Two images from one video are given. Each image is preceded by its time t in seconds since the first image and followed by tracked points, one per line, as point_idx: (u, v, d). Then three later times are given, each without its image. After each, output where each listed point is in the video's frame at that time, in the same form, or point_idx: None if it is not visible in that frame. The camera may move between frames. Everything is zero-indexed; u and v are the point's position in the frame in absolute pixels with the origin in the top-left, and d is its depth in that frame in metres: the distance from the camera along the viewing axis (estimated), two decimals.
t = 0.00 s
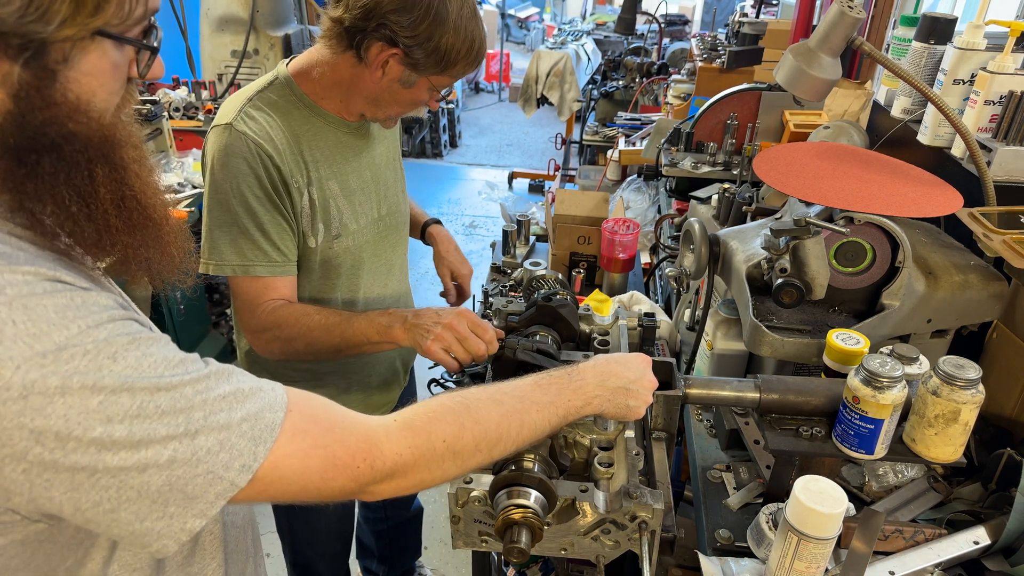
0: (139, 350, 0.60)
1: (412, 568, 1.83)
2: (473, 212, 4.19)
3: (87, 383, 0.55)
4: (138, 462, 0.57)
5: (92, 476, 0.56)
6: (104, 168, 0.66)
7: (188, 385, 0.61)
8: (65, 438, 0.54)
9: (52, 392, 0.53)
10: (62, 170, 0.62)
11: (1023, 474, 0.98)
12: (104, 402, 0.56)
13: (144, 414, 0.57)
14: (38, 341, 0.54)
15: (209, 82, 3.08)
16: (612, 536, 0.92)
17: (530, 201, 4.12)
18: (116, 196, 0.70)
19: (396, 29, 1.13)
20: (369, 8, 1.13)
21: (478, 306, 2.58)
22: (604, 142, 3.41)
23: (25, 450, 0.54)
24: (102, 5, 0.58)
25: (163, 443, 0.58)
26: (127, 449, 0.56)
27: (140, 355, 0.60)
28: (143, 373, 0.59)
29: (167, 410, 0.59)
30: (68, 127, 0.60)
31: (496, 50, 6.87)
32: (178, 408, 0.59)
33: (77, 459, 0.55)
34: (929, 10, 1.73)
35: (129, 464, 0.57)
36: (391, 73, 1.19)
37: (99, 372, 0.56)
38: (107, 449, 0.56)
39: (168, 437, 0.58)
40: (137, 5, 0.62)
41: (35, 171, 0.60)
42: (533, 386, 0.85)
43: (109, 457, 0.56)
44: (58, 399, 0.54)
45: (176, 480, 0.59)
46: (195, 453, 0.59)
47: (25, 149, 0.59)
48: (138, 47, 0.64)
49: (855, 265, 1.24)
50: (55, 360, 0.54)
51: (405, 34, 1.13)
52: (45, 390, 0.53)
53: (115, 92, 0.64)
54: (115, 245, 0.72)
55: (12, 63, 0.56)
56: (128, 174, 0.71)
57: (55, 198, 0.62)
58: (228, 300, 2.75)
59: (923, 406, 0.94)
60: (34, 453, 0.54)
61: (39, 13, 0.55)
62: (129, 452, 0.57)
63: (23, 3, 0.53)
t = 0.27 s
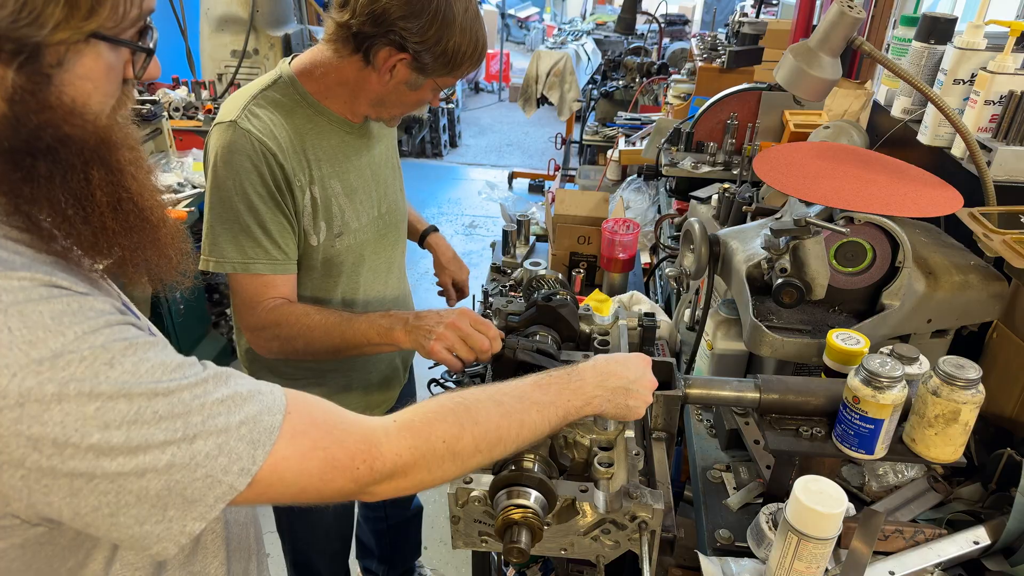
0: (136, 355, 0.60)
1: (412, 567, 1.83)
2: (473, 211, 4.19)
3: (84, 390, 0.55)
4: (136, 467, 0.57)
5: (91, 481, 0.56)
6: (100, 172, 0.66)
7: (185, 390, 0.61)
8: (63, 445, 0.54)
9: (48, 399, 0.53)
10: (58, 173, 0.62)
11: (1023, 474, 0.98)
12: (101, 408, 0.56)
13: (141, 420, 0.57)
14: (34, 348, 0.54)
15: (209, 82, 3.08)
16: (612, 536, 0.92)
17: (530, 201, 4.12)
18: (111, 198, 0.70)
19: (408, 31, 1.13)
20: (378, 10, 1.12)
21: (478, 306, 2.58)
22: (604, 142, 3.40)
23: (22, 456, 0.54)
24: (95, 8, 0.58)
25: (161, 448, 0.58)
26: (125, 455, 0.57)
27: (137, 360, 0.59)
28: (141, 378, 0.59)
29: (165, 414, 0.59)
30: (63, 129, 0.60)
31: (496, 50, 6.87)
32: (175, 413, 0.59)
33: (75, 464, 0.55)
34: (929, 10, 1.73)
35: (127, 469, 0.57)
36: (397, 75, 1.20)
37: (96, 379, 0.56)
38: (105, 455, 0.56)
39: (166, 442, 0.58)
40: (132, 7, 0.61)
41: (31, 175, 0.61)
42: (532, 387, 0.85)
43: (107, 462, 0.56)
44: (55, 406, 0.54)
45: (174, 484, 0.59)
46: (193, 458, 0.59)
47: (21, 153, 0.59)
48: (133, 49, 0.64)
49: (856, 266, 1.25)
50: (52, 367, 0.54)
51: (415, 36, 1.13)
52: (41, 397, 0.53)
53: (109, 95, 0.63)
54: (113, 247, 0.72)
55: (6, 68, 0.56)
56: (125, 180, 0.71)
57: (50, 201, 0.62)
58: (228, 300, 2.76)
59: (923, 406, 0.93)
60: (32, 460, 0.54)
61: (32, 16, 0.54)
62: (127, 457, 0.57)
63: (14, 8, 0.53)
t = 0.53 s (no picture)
0: (137, 355, 0.60)
1: (412, 567, 1.83)
2: (473, 211, 4.19)
3: (85, 390, 0.55)
4: (137, 467, 0.57)
5: (91, 482, 0.56)
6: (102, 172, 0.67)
7: (187, 389, 0.61)
8: (64, 445, 0.54)
9: (49, 399, 0.53)
10: (62, 173, 0.62)
11: (1023, 474, 0.98)
12: (103, 408, 0.56)
13: (142, 420, 0.57)
14: (35, 349, 0.54)
15: (209, 82, 3.08)
16: (612, 536, 0.92)
17: (530, 201, 4.12)
18: (116, 197, 0.70)
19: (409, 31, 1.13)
20: (381, 10, 1.12)
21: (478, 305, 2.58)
22: (604, 142, 3.40)
23: (23, 456, 0.54)
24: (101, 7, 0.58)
25: (163, 448, 0.58)
26: (126, 455, 0.56)
27: (138, 360, 0.59)
28: (142, 378, 0.59)
29: (166, 414, 0.59)
30: (68, 128, 0.60)
31: (496, 50, 6.87)
32: (176, 413, 0.59)
33: (76, 465, 0.55)
34: (929, 10, 1.73)
35: (128, 469, 0.57)
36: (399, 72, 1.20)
37: (97, 378, 0.56)
38: (105, 455, 0.56)
39: (167, 442, 0.58)
40: (136, 6, 0.62)
41: (35, 174, 0.60)
42: (532, 386, 0.85)
43: (108, 463, 0.56)
44: (56, 406, 0.54)
45: (175, 485, 0.59)
46: (194, 458, 0.59)
47: (26, 153, 0.59)
48: (137, 48, 0.64)
49: (856, 265, 1.25)
50: (52, 368, 0.54)
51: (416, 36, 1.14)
52: (42, 398, 0.53)
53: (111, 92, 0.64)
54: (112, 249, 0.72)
55: (13, 66, 0.56)
56: (128, 176, 0.71)
57: (54, 200, 0.62)
58: (227, 300, 2.76)
59: (923, 406, 0.94)
60: (32, 460, 0.54)
61: (39, 16, 0.54)
62: (128, 457, 0.57)
63: (24, 8, 0.53)
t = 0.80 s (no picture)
0: (136, 354, 0.60)
1: (412, 567, 1.83)
2: (473, 211, 4.19)
3: (84, 389, 0.55)
4: (136, 467, 0.57)
5: (90, 482, 0.56)
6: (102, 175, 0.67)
7: (186, 389, 0.61)
8: (63, 444, 0.54)
9: (48, 398, 0.53)
10: (63, 175, 0.62)
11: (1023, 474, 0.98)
12: (102, 407, 0.56)
13: (141, 420, 0.57)
14: (34, 347, 0.54)
15: (209, 82, 3.08)
16: (612, 536, 0.92)
17: (530, 201, 4.12)
18: (114, 203, 0.71)
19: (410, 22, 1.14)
20: None
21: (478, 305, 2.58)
22: (604, 142, 3.40)
23: (22, 456, 0.54)
24: (110, 13, 0.59)
25: (161, 448, 0.58)
26: (125, 454, 0.56)
27: (137, 359, 0.59)
28: (141, 377, 0.59)
29: (165, 414, 0.59)
30: (69, 131, 0.60)
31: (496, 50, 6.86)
32: (175, 412, 0.59)
33: (75, 464, 0.55)
34: (929, 10, 1.73)
35: (127, 469, 0.57)
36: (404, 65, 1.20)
37: (96, 378, 0.56)
38: (104, 455, 0.56)
39: (166, 442, 0.58)
40: (145, 14, 0.63)
41: (36, 176, 0.60)
42: (532, 386, 0.85)
43: (107, 462, 0.56)
44: (55, 406, 0.54)
45: (174, 485, 0.59)
46: (193, 457, 0.59)
47: (28, 154, 0.59)
48: (140, 55, 0.66)
49: (855, 265, 1.25)
50: (52, 366, 0.54)
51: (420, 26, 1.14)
52: (41, 397, 0.53)
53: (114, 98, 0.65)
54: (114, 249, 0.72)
55: (20, 69, 0.57)
56: (126, 181, 0.72)
57: (54, 203, 0.62)
58: (228, 300, 2.76)
59: (923, 406, 0.94)
60: (31, 459, 0.54)
61: (50, 21, 0.56)
62: (127, 457, 0.57)
63: (35, 13, 0.54)
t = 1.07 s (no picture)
0: (138, 354, 0.60)
1: (412, 567, 1.83)
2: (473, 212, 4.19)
3: (85, 388, 0.55)
4: (137, 467, 0.57)
5: (91, 483, 0.56)
6: (102, 170, 0.67)
7: (187, 389, 0.61)
8: (64, 443, 0.54)
9: (49, 397, 0.53)
10: (64, 171, 0.62)
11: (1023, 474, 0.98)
12: (103, 407, 0.56)
13: (142, 419, 0.57)
14: (35, 345, 0.54)
15: (209, 82, 3.09)
16: (612, 536, 0.92)
17: (530, 201, 4.13)
18: (116, 198, 0.70)
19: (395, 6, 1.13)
20: None
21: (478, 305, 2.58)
22: (604, 142, 3.41)
23: (22, 456, 0.54)
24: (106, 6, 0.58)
25: (162, 447, 0.58)
26: (126, 454, 0.56)
27: (139, 359, 0.59)
28: (142, 376, 0.59)
29: (166, 413, 0.59)
30: (69, 127, 0.60)
31: (496, 50, 6.87)
32: (176, 412, 0.59)
33: (75, 464, 0.55)
34: (929, 10, 1.73)
35: (127, 469, 0.57)
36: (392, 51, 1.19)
37: (97, 377, 0.56)
38: (105, 454, 0.56)
39: (167, 441, 0.58)
40: (140, 6, 0.62)
41: (37, 173, 0.60)
42: (533, 386, 0.85)
43: (107, 462, 0.56)
44: (56, 404, 0.54)
45: (174, 485, 0.59)
46: (193, 457, 0.59)
47: (29, 151, 0.59)
48: (139, 48, 0.65)
49: (855, 265, 1.25)
50: (53, 365, 0.54)
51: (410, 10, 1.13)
52: (42, 396, 0.53)
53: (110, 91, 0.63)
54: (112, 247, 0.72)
55: (17, 64, 0.56)
56: (127, 177, 0.71)
57: (55, 199, 0.62)
58: (228, 300, 2.76)
59: (923, 406, 0.94)
60: (32, 459, 0.54)
61: (44, 14, 0.55)
62: (128, 457, 0.57)
63: (29, 6, 0.53)
